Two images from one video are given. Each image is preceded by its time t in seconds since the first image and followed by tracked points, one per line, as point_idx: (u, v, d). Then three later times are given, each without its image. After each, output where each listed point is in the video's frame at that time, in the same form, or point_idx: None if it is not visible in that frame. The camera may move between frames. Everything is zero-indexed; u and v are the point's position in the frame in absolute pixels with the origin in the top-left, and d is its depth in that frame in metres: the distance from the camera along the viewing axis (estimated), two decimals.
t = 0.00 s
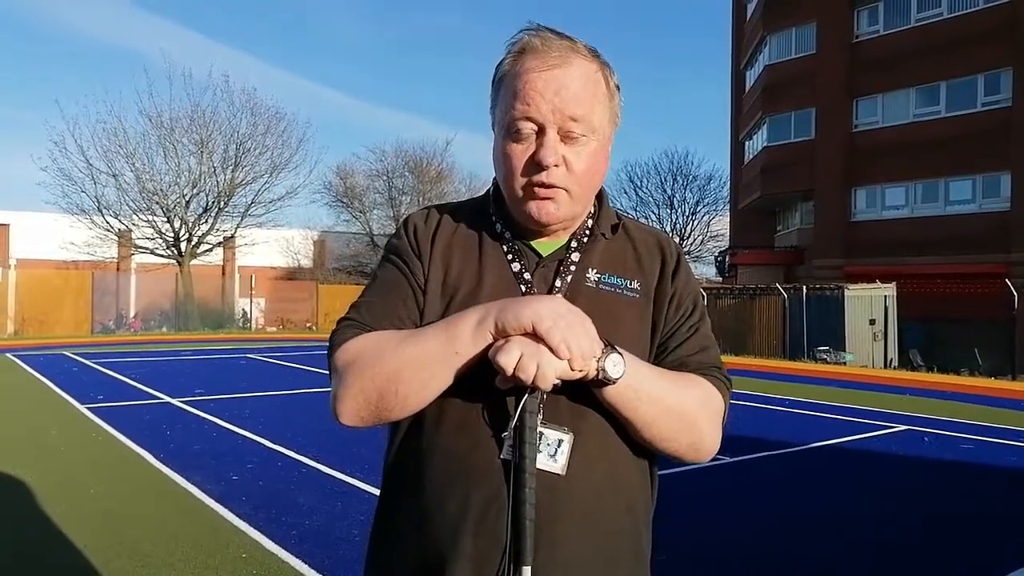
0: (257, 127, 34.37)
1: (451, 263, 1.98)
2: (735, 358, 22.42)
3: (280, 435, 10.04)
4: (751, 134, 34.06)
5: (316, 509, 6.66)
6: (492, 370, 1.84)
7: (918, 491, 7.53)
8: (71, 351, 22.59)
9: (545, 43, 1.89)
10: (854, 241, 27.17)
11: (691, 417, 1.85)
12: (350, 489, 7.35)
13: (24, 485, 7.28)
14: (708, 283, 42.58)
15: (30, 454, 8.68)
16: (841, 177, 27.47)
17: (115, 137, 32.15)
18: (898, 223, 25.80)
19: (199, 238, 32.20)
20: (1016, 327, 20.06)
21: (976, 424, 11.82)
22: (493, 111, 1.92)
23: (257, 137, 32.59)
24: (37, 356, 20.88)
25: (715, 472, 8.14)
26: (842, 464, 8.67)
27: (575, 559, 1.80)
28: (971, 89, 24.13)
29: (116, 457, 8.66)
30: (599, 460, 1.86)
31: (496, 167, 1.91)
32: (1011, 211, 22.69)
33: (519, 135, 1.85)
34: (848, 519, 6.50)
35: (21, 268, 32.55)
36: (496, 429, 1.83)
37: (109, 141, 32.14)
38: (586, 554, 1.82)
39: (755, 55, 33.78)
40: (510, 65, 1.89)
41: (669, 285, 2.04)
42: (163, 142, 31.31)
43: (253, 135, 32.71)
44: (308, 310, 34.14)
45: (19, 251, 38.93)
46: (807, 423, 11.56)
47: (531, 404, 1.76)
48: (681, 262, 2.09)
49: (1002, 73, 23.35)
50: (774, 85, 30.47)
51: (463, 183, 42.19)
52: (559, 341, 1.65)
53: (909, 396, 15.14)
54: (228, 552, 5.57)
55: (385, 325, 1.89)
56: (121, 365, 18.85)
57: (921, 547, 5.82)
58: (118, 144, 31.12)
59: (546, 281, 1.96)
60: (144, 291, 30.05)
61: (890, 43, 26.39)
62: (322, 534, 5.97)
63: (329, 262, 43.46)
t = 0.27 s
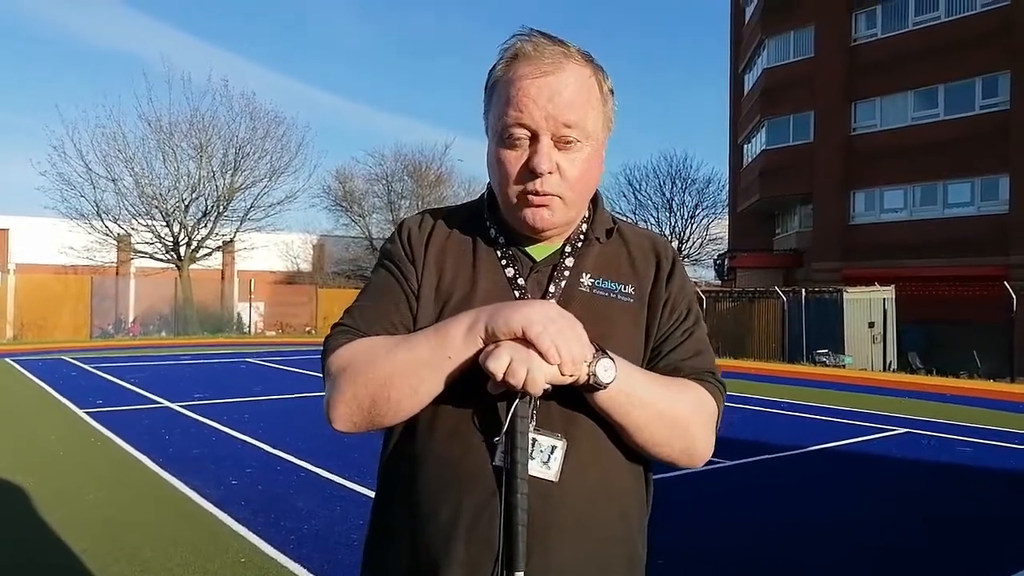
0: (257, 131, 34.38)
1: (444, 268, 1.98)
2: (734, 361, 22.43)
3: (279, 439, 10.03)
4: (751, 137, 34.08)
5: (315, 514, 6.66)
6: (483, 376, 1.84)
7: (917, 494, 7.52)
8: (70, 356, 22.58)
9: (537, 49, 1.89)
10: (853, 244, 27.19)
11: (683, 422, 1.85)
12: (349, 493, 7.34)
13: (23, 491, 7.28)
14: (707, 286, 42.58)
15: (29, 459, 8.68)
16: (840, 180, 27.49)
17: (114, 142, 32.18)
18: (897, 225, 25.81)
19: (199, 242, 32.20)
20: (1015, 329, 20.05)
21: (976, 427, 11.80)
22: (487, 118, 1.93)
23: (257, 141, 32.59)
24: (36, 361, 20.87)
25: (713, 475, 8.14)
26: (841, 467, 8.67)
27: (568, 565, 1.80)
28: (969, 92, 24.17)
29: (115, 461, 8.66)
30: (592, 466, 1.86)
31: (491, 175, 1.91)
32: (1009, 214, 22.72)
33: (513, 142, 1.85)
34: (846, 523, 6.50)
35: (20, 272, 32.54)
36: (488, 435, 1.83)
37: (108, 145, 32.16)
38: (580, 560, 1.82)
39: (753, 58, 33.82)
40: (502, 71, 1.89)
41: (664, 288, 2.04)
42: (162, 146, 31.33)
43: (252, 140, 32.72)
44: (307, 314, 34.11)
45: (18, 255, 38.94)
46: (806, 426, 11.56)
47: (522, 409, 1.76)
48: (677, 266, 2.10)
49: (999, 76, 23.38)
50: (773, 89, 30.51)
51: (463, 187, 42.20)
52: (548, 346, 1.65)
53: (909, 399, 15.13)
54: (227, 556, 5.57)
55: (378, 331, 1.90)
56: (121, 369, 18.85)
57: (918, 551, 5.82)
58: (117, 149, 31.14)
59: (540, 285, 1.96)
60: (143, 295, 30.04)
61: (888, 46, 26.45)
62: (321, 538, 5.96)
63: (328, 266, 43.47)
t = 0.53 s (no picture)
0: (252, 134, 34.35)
1: (434, 270, 1.98)
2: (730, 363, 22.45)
3: (274, 442, 10.01)
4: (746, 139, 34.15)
5: (311, 516, 6.64)
6: (473, 378, 1.84)
7: (911, 495, 7.53)
8: (65, 358, 22.51)
9: (524, 50, 1.89)
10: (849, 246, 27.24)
11: (674, 423, 1.85)
12: (345, 496, 7.33)
13: (15, 494, 7.24)
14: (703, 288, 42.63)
15: (23, 462, 8.65)
16: (835, 182, 27.55)
17: (109, 144, 32.11)
18: (892, 227, 25.87)
19: (194, 244, 32.15)
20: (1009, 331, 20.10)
21: (970, 428, 11.83)
22: (475, 120, 1.93)
23: (252, 143, 32.55)
24: (30, 363, 20.80)
25: (709, 477, 8.14)
26: (836, 469, 8.68)
27: (560, 568, 1.80)
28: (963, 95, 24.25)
29: (109, 464, 8.63)
30: (583, 469, 1.86)
31: (480, 177, 1.91)
32: (1004, 216, 22.78)
33: (502, 144, 1.85)
34: (842, 524, 6.51)
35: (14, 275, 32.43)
36: (477, 437, 1.83)
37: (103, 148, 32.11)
38: (572, 563, 1.82)
39: (748, 61, 33.89)
40: (490, 72, 1.90)
41: (654, 289, 2.04)
42: (157, 148, 31.27)
43: (247, 141, 32.67)
44: (302, 316, 34.05)
45: (12, 258, 38.82)
46: (801, 428, 11.58)
47: (512, 412, 1.76)
48: (668, 266, 2.10)
49: (993, 78, 23.45)
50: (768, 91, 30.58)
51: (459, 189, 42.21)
52: (536, 349, 1.65)
53: (904, 401, 15.15)
54: (222, 559, 5.56)
55: (368, 333, 1.89)
56: (115, 372, 18.80)
57: (914, 552, 5.82)
58: (112, 151, 31.09)
59: (531, 287, 1.96)
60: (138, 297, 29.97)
61: (883, 49, 26.53)
62: (316, 541, 5.95)
63: (324, 268, 43.43)
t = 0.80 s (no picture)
0: (253, 132, 34.34)
1: (434, 268, 1.98)
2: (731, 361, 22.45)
3: (275, 439, 10.02)
4: (747, 137, 34.12)
5: (313, 514, 6.65)
6: (472, 377, 1.84)
7: (912, 493, 7.53)
8: (67, 357, 22.51)
9: (523, 48, 1.89)
10: (850, 244, 27.23)
11: (675, 421, 1.85)
12: (346, 493, 7.34)
13: (17, 492, 7.25)
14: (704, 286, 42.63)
15: (24, 460, 8.65)
16: (836, 181, 27.53)
17: (110, 142, 32.10)
18: (893, 226, 25.86)
19: (195, 242, 32.17)
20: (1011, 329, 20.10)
21: (971, 426, 11.82)
22: (474, 120, 1.93)
23: (253, 141, 32.53)
24: (32, 361, 20.82)
25: (709, 475, 8.15)
26: (836, 467, 8.68)
27: (562, 565, 1.80)
28: (965, 93, 24.22)
29: (111, 461, 8.64)
30: (584, 468, 1.86)
31: (479, 176, 1.91)
32: (1005, 214, 22.76)
33: (500, 143, 1.85)
34: (843, 522, 6.50)
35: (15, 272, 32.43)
36: (476, 436, 1.83)
37: (104, 146, 32.11)
38: (573, 562, 1.82)
39: (749, 59, 33.86)
40: (488, 71, 1.89)
41: (655, 286, 2.04)
42: (158, 146, 31.26)
43: (248, 139, 32.66)
44: (303, 314, 34.05)
45: (14, 256, 38.82)
46: (802, 426, 11.57)
47: (512, 411, 1.76)
48: (669, 263, 2.10)
49: (995, 77, 23.42)
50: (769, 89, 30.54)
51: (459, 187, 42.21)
52: (535, 347, 1.65)
53: (905, 399, 15.15)
54: (224, 556, 5.56)
55: (367, 332, 1.89)
56: (117, 370, 18.82)
57: (917, 550, 5.83)
58: (113, 150, 31.08)
59: (531, 286, 1.96)
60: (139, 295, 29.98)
61: (884, 47, 26.50)
62: (318, 539, 5.95)
63: (325, 266, 43.43)
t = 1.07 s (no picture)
0: (257, 127, 34.33)
1: (438, 264, 1.98)
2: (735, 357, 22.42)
3: (278, 434, 10.04)
4: (752, 133, 34.02)
5: (317, 508, 6.66)
6: (478, 373, 1.83)
7: (917, 490, 7.52)
8: (72, 351, 22.58)
9: (527, 42, 1.88)
10: (855, 240, 27.15)
11: (680, 417, 1.84)
12: (350, 487, 7.36)
13: (22, 485, 7.27)
14: (708, 282, 42.59)
15: (28, 454, 8.67)
16: (841, 177, 27.45)
17: (115, 137, 32.13)
18: (898, 222, 25.78)
19: (199, 237, 32.23)
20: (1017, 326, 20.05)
21: (975, 423, 11.80)
22: (478, 114, 1.92)
23: (257, 136, 32.54)
24: (36, 356, 20.85)
25: (713, 471, 8.13)
26: (841, 464, 8.67)
27: (568, 563, 1.80)
28: (971, 88, 24.11)
29: (116, 456, 8.66)
30: (589, 465, 1.86)
31: (483, 172, 1.91)
32: (1011, 211, 22.67)
33: (505, 139, 1.84)
34: (848, 519, 6.49)
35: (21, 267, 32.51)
36: (481, 433, 1.82)
37: (109, 141, 32.14)
38: (578, 558, 1.81)
39: (755, 54, 33.73)
40: (493, 65, 1.88)
41: (660, 281, 2.03)
42: (162, 141, 31.27)
43: (253, 135, 32.67)
44: (307, 309, 34.09)
45: (19, 250, 38.92)
46: (807, 422, 11.56)
47: (516, 407, 1.76)
48: (674, 258, 2.09)
49: (1002, 72, 23.31)
50: (774, 85, 30.44)
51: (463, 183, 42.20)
52: (541, 343, 1.64)
53: (909, 395, 15.13)
54: (228, 550, 5.57)
55: (371, 329, 1.89)
56: (122, 364, 18.87)
57: (923, 548, 5.81)
58: (118, 145, 31.12)
59: (536, 281, 1.95)
60: (144, 290, 30.05)
61: (890, 42, 26.37)
62: (322, 533, 5.96)
63: (329, 261, 43.48)
